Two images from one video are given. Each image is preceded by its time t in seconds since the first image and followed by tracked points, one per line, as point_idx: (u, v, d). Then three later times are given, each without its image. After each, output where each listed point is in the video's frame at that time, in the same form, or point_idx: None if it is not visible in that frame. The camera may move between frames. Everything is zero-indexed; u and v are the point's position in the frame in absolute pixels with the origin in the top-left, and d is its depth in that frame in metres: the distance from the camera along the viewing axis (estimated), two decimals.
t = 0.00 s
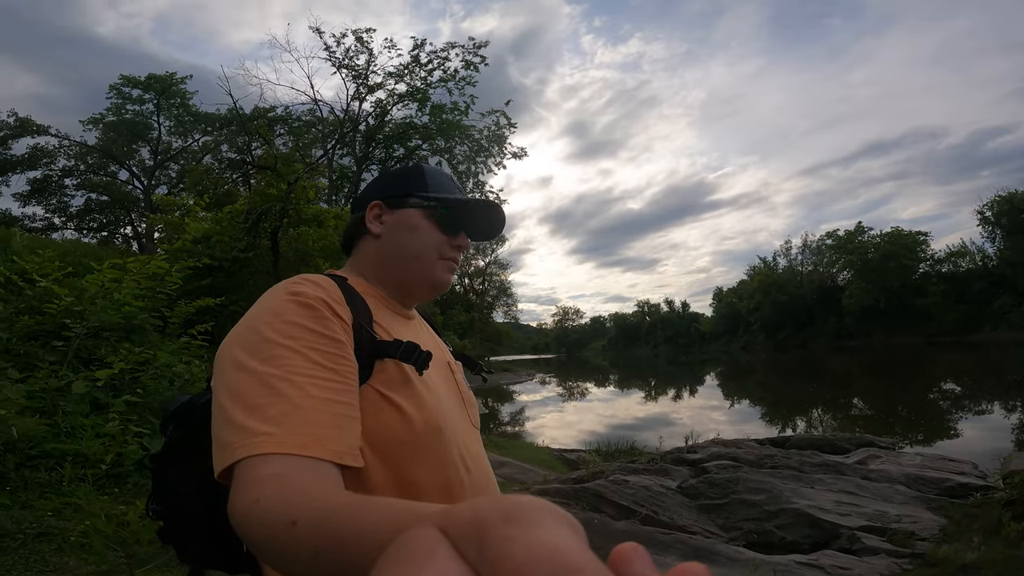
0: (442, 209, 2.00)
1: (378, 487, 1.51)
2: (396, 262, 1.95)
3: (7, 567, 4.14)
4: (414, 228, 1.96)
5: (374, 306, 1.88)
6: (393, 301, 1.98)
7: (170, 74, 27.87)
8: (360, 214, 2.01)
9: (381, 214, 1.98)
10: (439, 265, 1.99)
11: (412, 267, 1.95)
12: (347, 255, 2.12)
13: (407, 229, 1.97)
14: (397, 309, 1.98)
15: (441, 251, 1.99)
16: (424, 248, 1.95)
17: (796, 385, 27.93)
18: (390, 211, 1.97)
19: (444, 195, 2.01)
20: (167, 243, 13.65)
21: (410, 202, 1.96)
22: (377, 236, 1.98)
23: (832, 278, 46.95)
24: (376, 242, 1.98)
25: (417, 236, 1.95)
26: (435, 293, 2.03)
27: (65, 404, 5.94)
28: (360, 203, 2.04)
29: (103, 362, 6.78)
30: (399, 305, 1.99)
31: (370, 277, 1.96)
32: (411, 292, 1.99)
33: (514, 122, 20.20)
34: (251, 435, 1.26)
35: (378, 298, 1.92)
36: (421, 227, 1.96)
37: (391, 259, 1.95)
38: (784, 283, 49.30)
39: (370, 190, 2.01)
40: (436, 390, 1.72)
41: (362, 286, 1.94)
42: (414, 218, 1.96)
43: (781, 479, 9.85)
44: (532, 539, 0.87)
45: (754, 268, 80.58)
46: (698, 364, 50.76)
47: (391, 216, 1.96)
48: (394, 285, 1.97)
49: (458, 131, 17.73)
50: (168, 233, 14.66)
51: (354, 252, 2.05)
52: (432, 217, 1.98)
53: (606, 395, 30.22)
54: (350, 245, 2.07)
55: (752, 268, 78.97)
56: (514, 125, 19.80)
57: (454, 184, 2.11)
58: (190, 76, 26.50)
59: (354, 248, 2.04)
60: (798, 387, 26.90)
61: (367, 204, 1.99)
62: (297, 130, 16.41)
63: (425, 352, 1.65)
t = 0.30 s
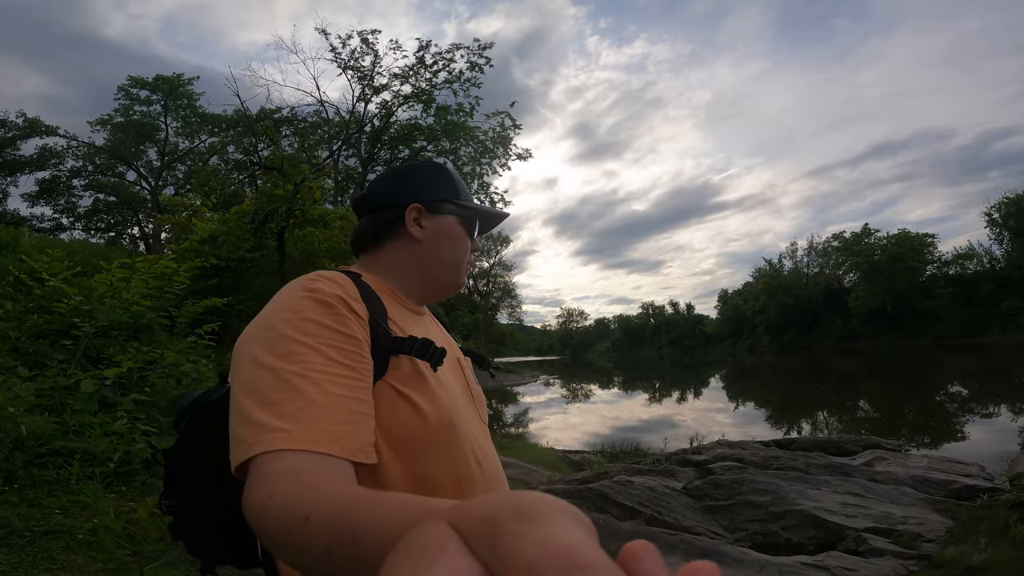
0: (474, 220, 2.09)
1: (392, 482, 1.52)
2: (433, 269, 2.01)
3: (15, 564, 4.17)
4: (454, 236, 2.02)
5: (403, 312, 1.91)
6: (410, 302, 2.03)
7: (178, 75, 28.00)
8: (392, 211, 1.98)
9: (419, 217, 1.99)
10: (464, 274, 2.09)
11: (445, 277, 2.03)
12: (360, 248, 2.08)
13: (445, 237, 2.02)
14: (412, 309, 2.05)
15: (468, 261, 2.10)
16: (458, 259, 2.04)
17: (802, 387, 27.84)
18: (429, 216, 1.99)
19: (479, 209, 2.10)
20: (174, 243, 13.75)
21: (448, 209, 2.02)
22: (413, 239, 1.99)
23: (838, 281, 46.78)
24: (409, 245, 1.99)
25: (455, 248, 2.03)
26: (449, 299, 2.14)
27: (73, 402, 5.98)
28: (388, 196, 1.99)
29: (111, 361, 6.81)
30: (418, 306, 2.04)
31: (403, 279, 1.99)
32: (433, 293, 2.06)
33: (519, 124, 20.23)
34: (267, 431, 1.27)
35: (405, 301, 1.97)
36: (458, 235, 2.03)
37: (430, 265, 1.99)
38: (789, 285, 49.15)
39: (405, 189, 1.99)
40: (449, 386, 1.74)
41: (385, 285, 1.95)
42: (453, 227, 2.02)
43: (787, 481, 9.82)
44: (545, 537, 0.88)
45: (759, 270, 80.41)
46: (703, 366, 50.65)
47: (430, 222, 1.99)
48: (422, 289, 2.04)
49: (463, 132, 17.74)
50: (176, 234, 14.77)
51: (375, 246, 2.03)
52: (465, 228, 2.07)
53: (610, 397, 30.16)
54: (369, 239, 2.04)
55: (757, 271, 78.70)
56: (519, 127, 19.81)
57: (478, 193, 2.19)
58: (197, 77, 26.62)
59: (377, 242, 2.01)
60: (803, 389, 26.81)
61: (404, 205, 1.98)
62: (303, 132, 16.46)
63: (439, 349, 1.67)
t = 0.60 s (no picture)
0: (467, 211, 2.09)
1: (394, 479, 1.52)
2: (429, 262, 2.01)
3: (14, 563, 4.18)
4: (448, 228, 2.02)
5: (401, 308, 1.91)
6: (407, 298, 2.03)
7: (181, 77, 28.07)
8: (383, 208, 1.99)
9: (411, 211, 1.99)
10: (460, 265, 2.10)
11: (442, 270, 2.04)
12: (354, 247, 2.07)
13: (439, 230, 2.02)
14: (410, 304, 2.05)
15: (463, 252, 2.11)
16: (454, 250, 2.05)
17: (804, 389, 27.78)
18: (422, 210, 1.99)
19: (472, 200, 2.11)
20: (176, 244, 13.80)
21: (440, 202, 2.02)
22: (408, 234, 1.99)
23: (841, 282, 46.69)
24: (404, 240, 1.99)
25: (451, 240, 2.03)
26: (445, 291, 2.15)
27: (74, 402, 5.99)
28: (380, 192, 1.99)
29: (113, 361, 6.83)
30: (414, 301, 2.04)
31: (399, 274, 1.99)
32: (431, 287, 2.07)
33: (521, 125, 20.24)
34: (266, 432, 1.26)
35: (403, 296, 1.97)
36: (452, 228, 2.04)
37: (426, 259, 2.00)
38: (791, 287, 49.08)
39: (396, 185, 2.00)
40: (448, 382, 1.74)
41: (382, 282, 1.95)
42: (447, 220, 2.03)
43: (790, 482, 9.79)
44: (548, 532, 0.88)
45: (761, 272, 80.24)
46: (706, 368, 50.58)
47: (423, 215, 1.99)
48: (420, 283, 2.04)
49: (465, 134, 17.74)
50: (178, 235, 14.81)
51: (369, 245, 2.02)
52: (459, 220, 2.07)
53: (612, 399, 30.12)
54: (363, 238, 2.04)
55: (760, 273, 78.53)
56: (521, 128, 19.81)
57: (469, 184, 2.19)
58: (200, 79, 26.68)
59: (372, 240, 2.01)
60: (806, 392, 26.74)
61: (396, 201, 1.98)
62: (305, 133, 16.49)
63: (438, 345, 1.67)
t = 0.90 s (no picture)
0: (454, 199, 2.08)
1: (391, 473, 1.51)
2: (420, 251, 2.01)
3: (12, 561, 4.18)
4: (435, 216, 2.01)
5: (395, 301, 1.91)
6: (402, 291, 2.03)
7: (183, 78, 28.11)
8: (368, 204, 1.99)
9: (395, 203, 1.99)
10: (452, 251, 2.10)
11: (434, 258, 2.04)
12: (345, 245, 2.08)
13: (426, 218, 2.01)
14: (407, 297, 2.05)
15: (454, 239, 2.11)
16: (445, 237, 2.04)
17: (806, 390, 27.75)
18: (406, 202, 1.98)
19: (459, 186, 2.10)
20: (177, 244, 13.81)
21: (424, 191, 2.01)
22: (394, 226, 1.98)
23: (842, 284, 46.61)
24: (391, 233, 1.99)
25: (440, 227, 2.03)
26: (441, 278, 2.14)
27: (74, 401, 5.99)
28: (364, 186, 1.99)
29: (113, 360, 6.84)
30: (407, 295, 2.04)
31: (386, 268, 1.99)
32: (422, 277, 2.06)
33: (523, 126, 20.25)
34: (260, 428, 1.26)
35: (397, 289, 1.97)
36: (439, 215, 2.02)
37: (412, 250, 1.99)
38: (793, 289, 49.00)
39: (380, 178, 2.00)
40: (445, 375, 1.74)
41: (377, 277, 1.95)
42: (433, 207, 2.01)
43: (792, 483, 9.76)
44: (542, 524, 0.87)
45: (763, 273, 80.16)
46: (706, 369, 50.54)
47: (408, 206, 1.98)
48: (415, 274, 2.04)
49: (466, 135, 17.72)
50: (180, 236, 14.83)
51: (359, 242, 2.03)
52: (446, 208, 2.06)
53: (613, 400, 30.10)
54: (352, 236, 2.04)
55: (762, 274, 78.45)
56: (523, 129, 19.79)
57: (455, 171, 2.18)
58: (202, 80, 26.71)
59: (360, 235, 2.01)
60: (808, 393, 26.69)
61: (378, 195, 1.98)
62: (306, 134, 16.51)
63: (432, 339, 1.67)
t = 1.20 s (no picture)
0: (457, 190, 2.07)
1: (404, 469, 1.51)
2: (427, 245, 2.01)
3: (16, 562, 4.16)
4: (437, 207, 2.00)
5: (407, 296, 1.92)
6: (415, 286, 2.04)
7: (184, 79, 28.14)
8: (371, 202, 2.01)
9: (397, 198, 1.99)
10: (460, 244, 2.09)
11: (443, 251, 2.04)
12: (354, 244, 2.10)
13: (429, 210, 2.01)
14: (420, 294, 2.06)
15: (461, 229, 2.10)
16: (449, 228, 2.04)
17: (806, 391, 27.77)
18: (407, 196, 1.99)
19: (461, 175, 2.10)
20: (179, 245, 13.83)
21: (425, 183, 2.01)
22: (397, 222, 2.00)
23: (843, 285, 46.62)
24: (395, 229, 2.00)
25: (445, 217, 2.03)
26: (453, 270, 2.15)
27: (79, 401, 6.00)
28: (363, 186, 2.01)
29: (117, 360, 6.84)
30: (420, 289, 2.04)
31: (393, 263, 2.00)
32: (434, 270, 2.06)
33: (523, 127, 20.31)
34: (276, 423, 1.26)
35: (409, 284, 1.98)
36: (442, 207, 2.02)
37: (416, 242, 2.00)
38: (793, 290, 49.01)
39: (379, 176, 2.01)
40: (458, 371, 1.74)
41: (388, 272, 1.96)
42: (435, 200, 2.01)
43: (796, 483, 9.75)
44: (552, 523, 0.86)
45: (763, 275, 80.19)
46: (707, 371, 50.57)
47: (409, 200, 1.99)
48: (426, 269, 2.05)
49: (467, 135, 17.75)
50: (182, 236, 14.84)
51: (367, 240, 2.04)
52: (449, 199, 2.05)
53: (614, 402, 30.10)
54: (360, 234, 2.06)
55: (762, 276, 78.49)
56: (524, 130, 19.80)
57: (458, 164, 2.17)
58: (203, 81, 26.74)
59: (366, 233, 2.02)
60: (808, 394, 26.69)
61: (379, 190, 1.99)
62: (308, 135, 16.55)
63: (447, 334, 1.67)
